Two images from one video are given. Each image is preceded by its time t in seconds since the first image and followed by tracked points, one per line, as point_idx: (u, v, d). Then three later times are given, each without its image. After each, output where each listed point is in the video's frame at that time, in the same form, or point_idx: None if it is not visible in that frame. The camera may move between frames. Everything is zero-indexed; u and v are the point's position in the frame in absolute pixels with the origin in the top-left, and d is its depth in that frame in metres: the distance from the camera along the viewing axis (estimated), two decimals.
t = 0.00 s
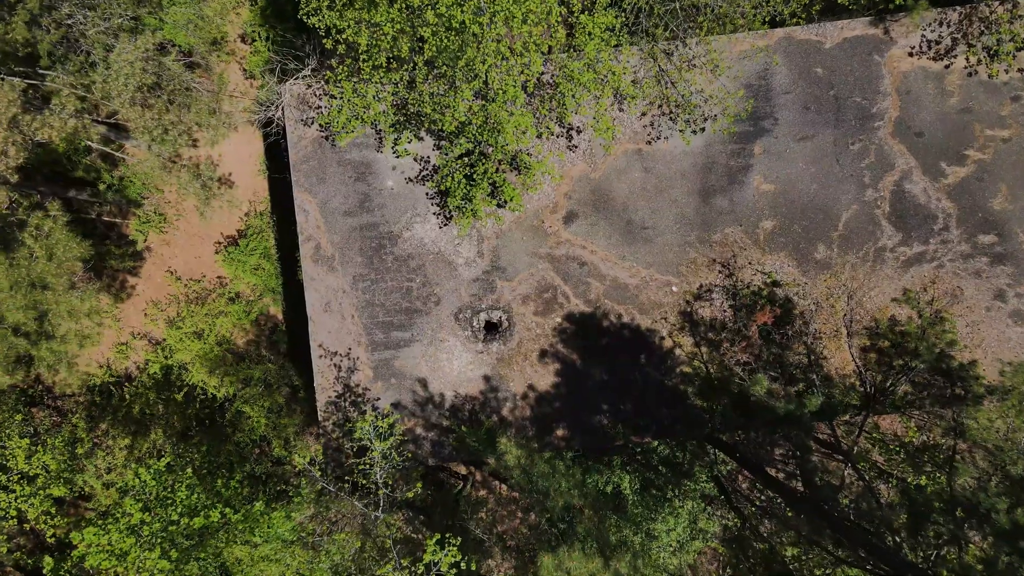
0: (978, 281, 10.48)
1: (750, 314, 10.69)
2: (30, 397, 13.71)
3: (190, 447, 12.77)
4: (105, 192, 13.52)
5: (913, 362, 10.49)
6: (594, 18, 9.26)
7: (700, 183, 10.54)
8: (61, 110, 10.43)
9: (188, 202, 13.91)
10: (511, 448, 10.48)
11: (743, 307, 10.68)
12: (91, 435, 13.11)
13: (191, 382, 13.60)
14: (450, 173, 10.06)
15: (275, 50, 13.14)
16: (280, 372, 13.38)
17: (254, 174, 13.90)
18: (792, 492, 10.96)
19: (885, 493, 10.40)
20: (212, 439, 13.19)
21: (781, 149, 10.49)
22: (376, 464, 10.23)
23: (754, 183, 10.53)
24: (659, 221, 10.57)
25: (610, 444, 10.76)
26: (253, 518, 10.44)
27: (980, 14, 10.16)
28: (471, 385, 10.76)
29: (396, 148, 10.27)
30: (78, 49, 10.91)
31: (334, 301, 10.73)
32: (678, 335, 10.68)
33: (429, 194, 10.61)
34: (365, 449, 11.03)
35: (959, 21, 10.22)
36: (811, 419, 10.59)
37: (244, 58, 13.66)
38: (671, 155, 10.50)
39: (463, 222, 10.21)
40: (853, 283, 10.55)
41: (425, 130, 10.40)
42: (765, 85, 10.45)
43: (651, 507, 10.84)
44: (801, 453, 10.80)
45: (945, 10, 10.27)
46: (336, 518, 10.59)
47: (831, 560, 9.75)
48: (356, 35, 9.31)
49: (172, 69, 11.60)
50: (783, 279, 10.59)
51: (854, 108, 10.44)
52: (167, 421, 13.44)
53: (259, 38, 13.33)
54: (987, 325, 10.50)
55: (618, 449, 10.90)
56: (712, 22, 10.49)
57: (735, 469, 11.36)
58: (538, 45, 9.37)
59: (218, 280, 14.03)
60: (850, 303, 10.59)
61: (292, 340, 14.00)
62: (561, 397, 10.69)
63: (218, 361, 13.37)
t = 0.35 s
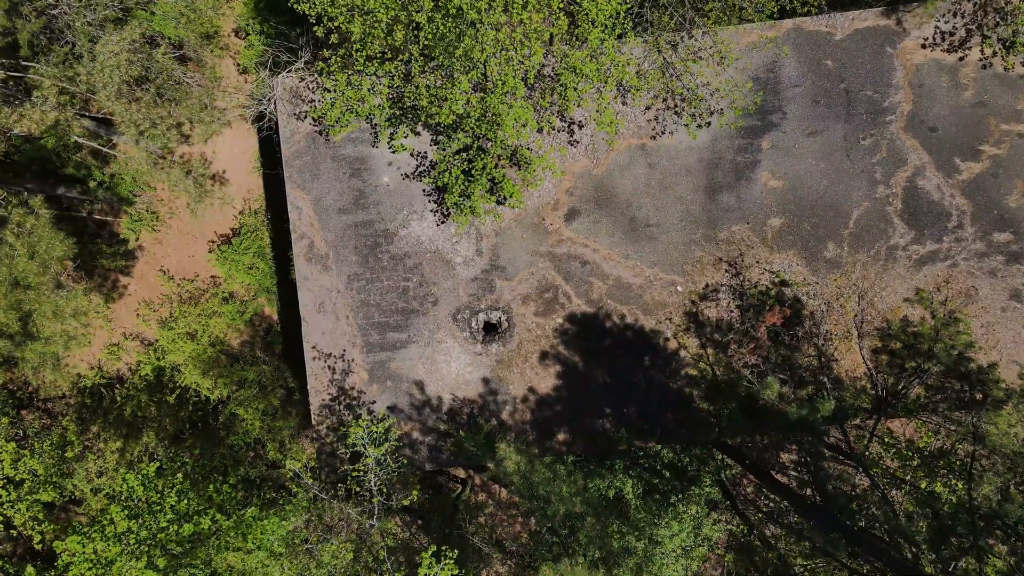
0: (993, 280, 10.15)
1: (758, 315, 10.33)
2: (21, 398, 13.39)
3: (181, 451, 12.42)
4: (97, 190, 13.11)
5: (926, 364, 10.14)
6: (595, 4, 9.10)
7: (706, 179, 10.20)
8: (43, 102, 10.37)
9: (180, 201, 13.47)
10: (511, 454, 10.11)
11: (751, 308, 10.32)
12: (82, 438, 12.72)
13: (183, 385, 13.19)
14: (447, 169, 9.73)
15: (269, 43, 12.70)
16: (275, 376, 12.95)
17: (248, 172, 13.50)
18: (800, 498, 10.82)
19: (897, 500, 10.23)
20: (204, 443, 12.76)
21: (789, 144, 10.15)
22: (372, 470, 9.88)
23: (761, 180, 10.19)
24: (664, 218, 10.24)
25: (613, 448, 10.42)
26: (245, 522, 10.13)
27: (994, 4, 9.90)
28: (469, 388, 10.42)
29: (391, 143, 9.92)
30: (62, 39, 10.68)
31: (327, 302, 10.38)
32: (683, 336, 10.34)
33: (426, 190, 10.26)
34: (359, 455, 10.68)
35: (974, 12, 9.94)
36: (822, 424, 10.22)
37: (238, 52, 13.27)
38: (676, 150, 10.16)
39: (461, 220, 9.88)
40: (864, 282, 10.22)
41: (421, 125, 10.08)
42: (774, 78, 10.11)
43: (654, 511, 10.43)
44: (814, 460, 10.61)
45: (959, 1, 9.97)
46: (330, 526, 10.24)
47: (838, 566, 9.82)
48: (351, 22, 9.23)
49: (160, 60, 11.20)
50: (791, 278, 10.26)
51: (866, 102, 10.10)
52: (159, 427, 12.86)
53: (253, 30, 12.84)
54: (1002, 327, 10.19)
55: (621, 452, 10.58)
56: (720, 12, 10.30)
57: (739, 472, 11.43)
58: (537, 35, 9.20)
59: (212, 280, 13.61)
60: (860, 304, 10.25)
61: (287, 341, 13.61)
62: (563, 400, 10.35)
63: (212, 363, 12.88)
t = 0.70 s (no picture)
0: (994, 281, 10.10)
1: (757, 316, 10.28)
2: (18, 399, 13.36)
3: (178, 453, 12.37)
4: (94, 190, 13.01)
5: (927, 365, 10.09)
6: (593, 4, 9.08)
7: (705, 180, 10.15)
8: (37, 101, 10.26)
9: (178, 200, 13.40)
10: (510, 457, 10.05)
11: (751, 309, 10.26)
12: (79, 439, 12.56)
13: (181, 386, 13.13)
14: (445, 169, 9.68)
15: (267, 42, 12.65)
16: (274, 377, 12.90)
17: (246, 172, 13.44)
18: (800, 499, 10.66)
19: (898, 502, 10.15)
20: (201, 443, 12.56)
21: (789, 144, 10.10)
22: (369, 472, 9.83)
23: (760, 180, 10.14)
24: (663, 219, 10.19)
25: (612, 450, 10.38)
26: (242, 525, 10.08)
27: (996, 4, 9.84)
28: (468, 389, 10.37)
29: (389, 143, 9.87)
30: (58, 38, 10.58)
31: (325, 303, 10.33)
32: (682, 338, 10.29)
33: (424, 191, 10.21)
34: (356, 457, 10.63)
35: (975, 11, 9.89)
36: (822, 425, 10.17)
37: (236, 51, 13.21)
38: (675, 150, 10.12)
39: (459, 220, 9.84)
40: (864, 283, 10.17)
41: (419, 125, 10.04)
42: (773, 78, 10.06)
43: (654, 513, 10.46)
44: (812, 461, 10.55)
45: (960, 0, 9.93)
46: (327, 528, 10.22)
47: (839, 569, 9.74)
48: (347, 21, 9.23)
49: (156, 60, 11.17)
50: (791, 279, 10.20)
51: (865, 102, 10.04)
52: (156, 428, 12.80)
53: (251, 30, 12.77)
54: (1003, 328, 10.14)
55: (620, 454, 10.54)
56: (719, 11, 10.25)
57: (739, 474, 11.11)
58: (535, 34, 9.15)
59: (209, 280, 13.53)
60: (861, 305, 10.20)
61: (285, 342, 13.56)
62: (562, 402, 10.30)
63: (210, 364, 12.84)
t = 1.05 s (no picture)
0: (993, 282, 10.11)
1: (756, 317, 10.28)
2: (18, 399, 13.37)
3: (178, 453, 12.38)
4: (93, 190, 12.99)
5: (925, 366, 10.08)
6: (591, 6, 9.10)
7: (704, 181, 10.15)
8: (36, 103, 10.31)
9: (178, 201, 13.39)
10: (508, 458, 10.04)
11: (749, 310, 10.27)
12: (77, 440, 12.52)
13: (180, 387, 13.13)
14: (443, 170, 9.69)
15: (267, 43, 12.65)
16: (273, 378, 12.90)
17: (246, 173, 13.44)
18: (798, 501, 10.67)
19: (896, 504, 10.12)
20: (201, 443, 12.55)
21: (787, 145, 10.10)
22: (368, 473, 9.82)
23: (759, 181, 10.14)
24: (661, 220, 10.19)
25: (610, 451, 10.39)
26: (240, 525, 10.08)
27: (994, 5, 9.84)
28: (466, 390, 10.37)
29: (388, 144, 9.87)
30: (56, 40, 10.61)
31: (323, 303, 10.33)
32: (681, 338, 10.30)
33: (423, 191, 10.21)
34: (355, 457, 10.62)
35: (973, 12, 9.89)
36: (821, 426, 10.16)
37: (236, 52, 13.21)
38: (674, 151, 10.12)
39: (457, 221, 9.84)
40: (863, 284, 10.17)
41: (418, 126, 10.04)
42: (772, 79, 10.07)
43: (652, 513, 10.49)
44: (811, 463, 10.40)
45: (958, 2, 9.94)
46: (325, 528, 10.22)
47: (836, 570, 9.73)
48: (344, 22, 9.24)
49: (155, 61, 11.16)
50: (790, 280, 10.21)
51: (864, 102, 10.05)
52: (155, 429, 12.79)
53: (250, 31, 12.78)
54: (1001, 329, 10.15)
55: (619, 455, 10.55)
56: (717, 13, 10.30)
57: (738, 475, 11.45)
58: (534, 36, 9.15)
59: (209, 280, 13.50)
60: (860, 306, 10.20)
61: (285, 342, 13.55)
62: (560, 402, 10.30)
63: (210, 364, 12.86)
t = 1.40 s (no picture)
0: (992, 283, 10.10)
1: (755, 318, 10.28)
2: (18, 400, 13.36)
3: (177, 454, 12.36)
4: (93, 191, 12.94)
5: (925, 367, 10.07)
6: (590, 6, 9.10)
7: (703, 181, 10.15)
8: (35, 103, 10.30)
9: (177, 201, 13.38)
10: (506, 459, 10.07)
11: (749, 310, 10.26)
12: (76, 440, 12.50)
13: (179, 387, 13.10)
14: (443, 170, 9.69)
15: (266, 43, 12.65)
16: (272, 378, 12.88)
17: (245, 173, 13.43)
18: (796, 501, 10.59)
19: (896, 504, 9.95)
20: (200, 444, 12.54)
21: (787, 145, 10.10)
22: (366, 474, 9.81)
23: (758, 181, 10.13)
24: (660, 221, 10.19)
25: (609, 451, 10.38)
26: (239, 526, 10.06)
27: (994, 5, 9.84)
28: (466, 391, 10.37)
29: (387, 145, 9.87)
30: (55, 40, 10.60)
31: (323, 304, 10.32)
32: (680, 339, 10.29)
33: (423, 192, 10.20)
34: (354, 458, 10.61)
35: (973, 13, 9.89)
36: (820, 427, 10.15)
37: (235, 53, 13.20)
38: (673, 152, 10.12)
39: (457, 222, 9.84)
40: (862, 285, 10.17)
41: (417, 126, 10.04)
42: (771, 80, 10.06)
43: (651, 514, 10.44)
44: (809, 463, 10.47)
45: (957, 2, 9.94)
46: (324, 530, 10.20)
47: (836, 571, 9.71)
48: (343, 23, 9.24)
49: (155, 62, 11.17)
50: (789, 281, 10.20)
51: (863, 103, 10.04)
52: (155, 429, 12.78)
53: (250, 31, 12.77)
54: (1000, 330, 10.15)
55: (618, 456, 10.53)
56: (717, 13, 10.26)
57: (738, 475, 11.43)
58: (533, 36, 9.14)
59: (208, 281, 13.48)
60: (860, 307, 10.19)
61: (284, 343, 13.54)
62: (559, 403, 10.30)
63: (209, 364, 12.88)
